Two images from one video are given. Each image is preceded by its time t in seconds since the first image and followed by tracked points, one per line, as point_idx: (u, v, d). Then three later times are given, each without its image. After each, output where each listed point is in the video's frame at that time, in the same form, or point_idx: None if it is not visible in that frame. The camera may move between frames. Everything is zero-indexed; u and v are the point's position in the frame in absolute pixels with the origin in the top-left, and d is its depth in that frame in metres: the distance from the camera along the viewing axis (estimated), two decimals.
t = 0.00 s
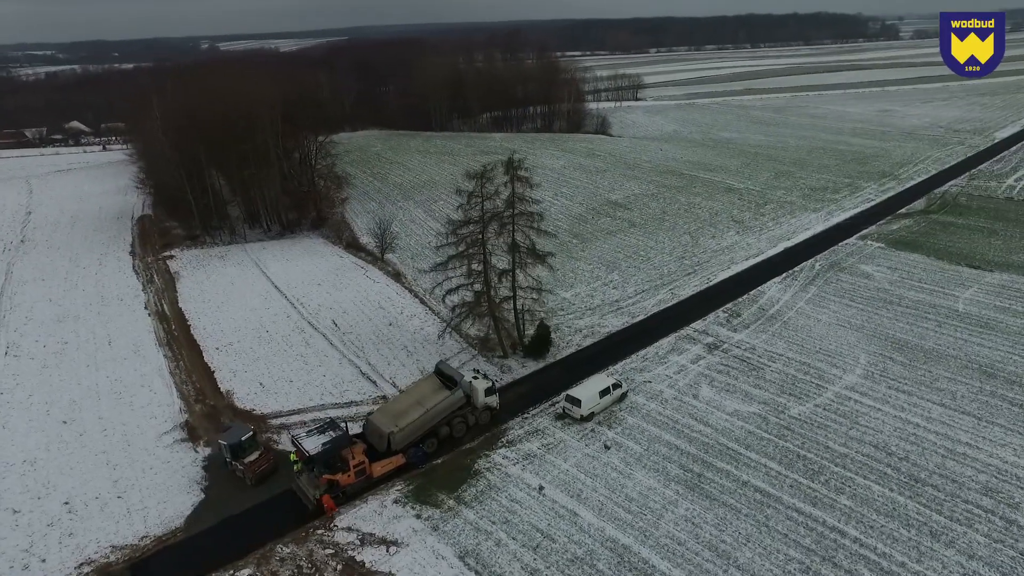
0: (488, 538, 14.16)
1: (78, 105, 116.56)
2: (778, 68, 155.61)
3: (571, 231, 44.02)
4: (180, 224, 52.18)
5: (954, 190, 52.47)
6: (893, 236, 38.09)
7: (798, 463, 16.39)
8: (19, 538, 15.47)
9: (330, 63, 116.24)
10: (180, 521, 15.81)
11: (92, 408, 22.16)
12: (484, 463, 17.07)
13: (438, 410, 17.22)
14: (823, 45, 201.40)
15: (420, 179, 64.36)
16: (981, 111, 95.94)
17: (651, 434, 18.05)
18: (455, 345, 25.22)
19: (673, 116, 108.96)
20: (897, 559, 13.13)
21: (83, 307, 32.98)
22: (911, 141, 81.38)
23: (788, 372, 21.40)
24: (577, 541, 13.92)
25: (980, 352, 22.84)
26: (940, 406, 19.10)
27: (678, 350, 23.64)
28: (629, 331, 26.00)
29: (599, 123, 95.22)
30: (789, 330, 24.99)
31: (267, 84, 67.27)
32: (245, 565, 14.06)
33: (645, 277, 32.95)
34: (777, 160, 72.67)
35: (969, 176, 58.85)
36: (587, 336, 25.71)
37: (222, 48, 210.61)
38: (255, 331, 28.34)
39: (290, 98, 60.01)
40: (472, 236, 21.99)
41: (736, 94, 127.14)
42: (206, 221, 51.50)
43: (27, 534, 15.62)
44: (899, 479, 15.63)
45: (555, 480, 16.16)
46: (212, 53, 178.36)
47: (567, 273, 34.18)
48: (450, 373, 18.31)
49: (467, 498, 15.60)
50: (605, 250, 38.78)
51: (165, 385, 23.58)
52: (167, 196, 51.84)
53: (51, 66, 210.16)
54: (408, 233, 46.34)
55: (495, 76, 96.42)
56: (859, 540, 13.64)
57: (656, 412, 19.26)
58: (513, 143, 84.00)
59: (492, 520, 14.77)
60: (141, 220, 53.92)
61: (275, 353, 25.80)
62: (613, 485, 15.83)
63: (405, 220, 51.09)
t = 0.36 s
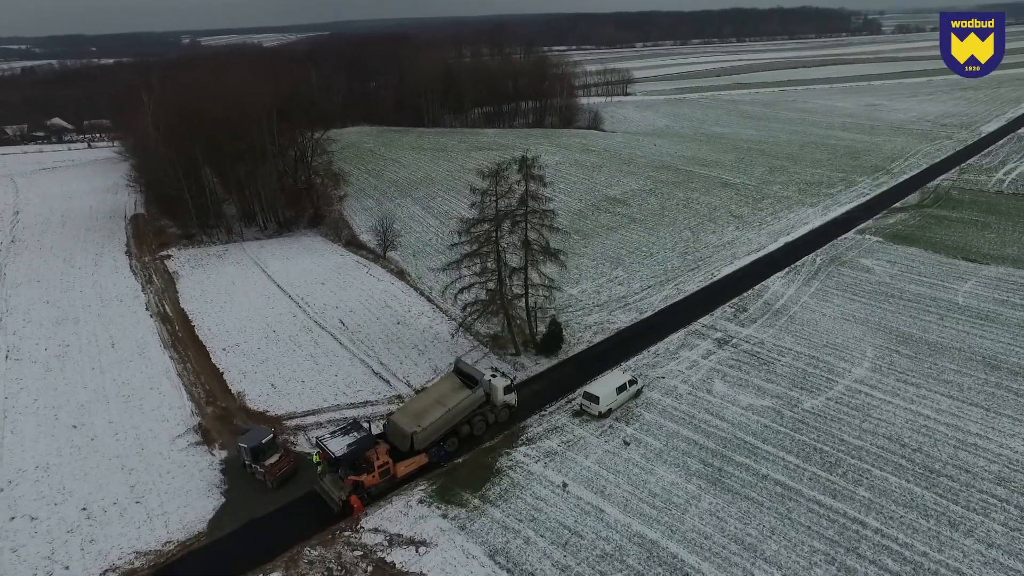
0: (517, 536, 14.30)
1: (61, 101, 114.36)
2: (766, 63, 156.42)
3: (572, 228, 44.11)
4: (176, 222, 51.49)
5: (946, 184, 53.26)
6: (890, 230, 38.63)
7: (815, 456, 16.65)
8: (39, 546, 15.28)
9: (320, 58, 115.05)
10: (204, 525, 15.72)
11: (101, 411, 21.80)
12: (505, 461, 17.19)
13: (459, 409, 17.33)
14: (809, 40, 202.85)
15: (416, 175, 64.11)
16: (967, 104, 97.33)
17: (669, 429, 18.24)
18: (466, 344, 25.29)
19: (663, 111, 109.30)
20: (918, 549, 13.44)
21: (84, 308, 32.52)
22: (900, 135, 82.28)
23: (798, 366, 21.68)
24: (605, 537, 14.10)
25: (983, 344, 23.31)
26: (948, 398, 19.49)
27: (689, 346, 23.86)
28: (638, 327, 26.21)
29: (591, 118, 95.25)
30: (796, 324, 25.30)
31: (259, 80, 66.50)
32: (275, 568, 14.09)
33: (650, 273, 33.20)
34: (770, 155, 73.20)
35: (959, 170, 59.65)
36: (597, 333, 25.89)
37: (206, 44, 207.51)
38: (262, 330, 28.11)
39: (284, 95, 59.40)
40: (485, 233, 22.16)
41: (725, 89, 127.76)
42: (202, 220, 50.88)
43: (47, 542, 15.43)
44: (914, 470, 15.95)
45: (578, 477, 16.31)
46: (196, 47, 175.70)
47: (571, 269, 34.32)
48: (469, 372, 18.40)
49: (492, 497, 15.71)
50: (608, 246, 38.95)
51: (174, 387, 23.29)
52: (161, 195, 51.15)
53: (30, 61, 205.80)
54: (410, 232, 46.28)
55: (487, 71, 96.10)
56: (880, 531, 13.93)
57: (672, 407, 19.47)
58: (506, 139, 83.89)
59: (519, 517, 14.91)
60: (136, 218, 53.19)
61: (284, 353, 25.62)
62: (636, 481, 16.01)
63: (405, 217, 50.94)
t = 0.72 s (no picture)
0: (535, 534, 14.46)
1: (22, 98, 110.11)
2: (739, 56, 158.41)
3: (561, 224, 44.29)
4: (155, 223, 50.25)
5: (920, 176, 54.79)
6: (871, 222, 39.64)
7: (819, 445, 17.08)
8: (45, 562, 14.90)
9: (294, 53, 112.93)
10: (216, 534, 15.49)
11: (95, 421, 21.22)
12: (516, 459, 17.30)
13: (469, 408, 17.41)
14: (779, 33, 206.03)
15: (400, 173, 63.67)
16: (933, 97, 100.06)
17: (675, 423, 18.55)
18: (466, 344, 25.33)
19: (641, 105, 110.08)
20: (925, 532, 13.93)
21: (67, 315, 31.58)
22: (873, 128, 84.14)
23: (796, 358, 22.17)
24: (623, 532, 14.33)
25: (968, 332, 24.13)
26: (940, 385, 20.16)
27: (687, 340, 24.22)
28: (636, 322, 26.53)
29: (570, 113, 95.47)
30: (789, 316, 25.86)
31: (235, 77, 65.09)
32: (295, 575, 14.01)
33: (641, 267, 33.62)
34: (749, 148, 74.21)
35: (932, 162, 61.32)
36: (595, 328, 26.13)
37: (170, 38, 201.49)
38: (257, 333, 27.67)
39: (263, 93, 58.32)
40: (487, 232, 22.38)
41: (700, 82, 129.17)
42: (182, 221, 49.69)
43: (53, 557, 15.04)
44: (914, 456, 16.48)
45: (591, 472, 16.51)
46: (161, 42, 170.60)
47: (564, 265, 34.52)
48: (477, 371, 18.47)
49: (506, 495, 15.82)
50: (597, 241, 39.22)
51: (170, 394, 22.80)
52: (139, 196, 49.83)
53: None
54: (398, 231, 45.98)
55: (464, 67, 95.82)
56: (888, 516, 14.39)
57: (676, 401, 19.77)
58: (486, 134, 83.71)
59: (536, 515, 15.06)
60: (112, 220, 51.75)
61: (281, 356, 25.26)
62: (649, 474, 16.27)
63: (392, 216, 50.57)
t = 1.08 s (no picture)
0: (546, 530, 14.62)
1: None
2: (702, 49, 160.69)
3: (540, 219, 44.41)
4: (122, 227, 48.51)
5: (883, 166, 56.61)
6: (841, 212, 40.88)
7: (812, 431, 17.66)
8: None
9: (256, 48, 109.87)
10: (220, 546, 15.20)
11: (78, 435, 20.48)
12: (520, 456, 17.42)
13: (471, 408, 17.45)
14: (739, 26, 209.99)
15: (373, 171, 62.93)
16: (888, 89, 103.53)
17: (672, 415, 18.91)
18: (457, 343, 25.29)
19: (608, 99, 110.80)
20: (918, 510, 14.57)
21: (37, 325, 30.30)
22: (835, 119, 86.51)
23: (782, 347, 22.80)
24: (632, 523, 14.61)
25: (941, 316, 25.20)
26: (920, 368, 21.03)
27: (676, 332, 24.68)
28: (624, 315, 26.88)
29: (538, 108, 95.57)
30: (771, 305, 26.57)
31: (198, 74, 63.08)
32: None
33: (624, 261, 34.03)
34: (717, 141, 75.49)
35: (894, 153, 63.41)
36: (585, 323, 26.37)
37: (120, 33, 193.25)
38: (241, 339, 27.06)
39: (229, 92, 56.77)
40: (478, 231, 22.40)
41: (665, 75, 130.81)
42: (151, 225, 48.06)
43: None
44: (902, 438, 17.19)
45: (595, 466, 16.75)
46: (110, 38, 163.48)
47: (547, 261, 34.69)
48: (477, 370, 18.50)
49: (513, 493, 15.94)
50: (577, 236, 39.51)
51: (156, 404, 22.16)
52: (103, 199, 47.95)
53: None
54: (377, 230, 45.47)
55: (431, 63, 95.14)
56: (882, 497, 14.99)
57: (671, 393, 20.15)
58: (456, 130, 83.32)
59: (544, 511, 15.22)
60: (75, 225, 49.75)
61: (269, 362, 24.75)
62: (651, 466, 16.59)
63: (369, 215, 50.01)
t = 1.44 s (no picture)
0: (550, 525, 14.81)
1: None
2: (656, 41, 163.01)
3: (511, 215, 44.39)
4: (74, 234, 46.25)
5: (838, 155, 58.72)
6: (803, 201, 42.30)
7: (796, 415, 18.37)
8: None
9: (204, 45, 105.85)
10: (218, 561, 14.84)
11: (52, 455, 19.59)
12: (515, 453, 17.54)
13: (466, 407, 17.46)
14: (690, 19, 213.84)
15: (337, 170, 61.83)
16: (835, 80, 107.33)
17: (662, 405, 19.33)
18: (441, 343, 25.17)
19: (566, 93, 111.36)
20: (900, 486, 15.36)
21: None
22: (789, 110, 89.03)
23: (760, 334, 23.55)
24: (633, 514, 14.95)
25: (905, 299, 26.45)
26: (890, 350, 22.06)
27: (657, 324, 25.17)
28: (604, 309, 27.24)
29: (498, 103, 95.24)
30: (746, 294, 27.36)
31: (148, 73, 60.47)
32: None
33: (598, 255, 34.44)
34: (678, 133, 76.77)
35: (847, 142, 65.79)
36: (566, 318, 26.61)
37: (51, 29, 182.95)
38: (217, 347, 26.28)
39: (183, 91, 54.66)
40: (462, 229, 22.32)
41: (622, 69, 132.25)
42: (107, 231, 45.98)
43: None
44: (880, 417, 18.06)
45: (591, 459, 17.02)
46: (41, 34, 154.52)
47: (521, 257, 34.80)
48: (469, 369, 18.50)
49: (513, 490, 16.07)
50: (550, 231, 39.72)
51: (133, 418, 21.37)
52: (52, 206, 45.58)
53: None
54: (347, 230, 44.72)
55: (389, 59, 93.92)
56: (868, 475, 15.74)
57: (658, 383, 20.59)
58: (417, 127, 82.49)
59: (546, 507, 15.39)
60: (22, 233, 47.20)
61: (249, 370, 24.12)
62: (647, 456, 16.97)
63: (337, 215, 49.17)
